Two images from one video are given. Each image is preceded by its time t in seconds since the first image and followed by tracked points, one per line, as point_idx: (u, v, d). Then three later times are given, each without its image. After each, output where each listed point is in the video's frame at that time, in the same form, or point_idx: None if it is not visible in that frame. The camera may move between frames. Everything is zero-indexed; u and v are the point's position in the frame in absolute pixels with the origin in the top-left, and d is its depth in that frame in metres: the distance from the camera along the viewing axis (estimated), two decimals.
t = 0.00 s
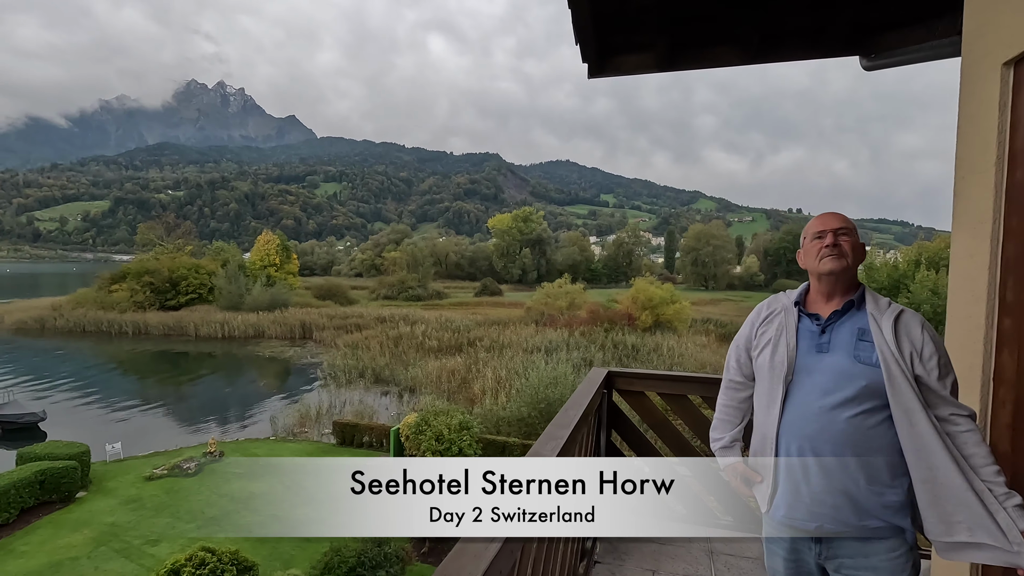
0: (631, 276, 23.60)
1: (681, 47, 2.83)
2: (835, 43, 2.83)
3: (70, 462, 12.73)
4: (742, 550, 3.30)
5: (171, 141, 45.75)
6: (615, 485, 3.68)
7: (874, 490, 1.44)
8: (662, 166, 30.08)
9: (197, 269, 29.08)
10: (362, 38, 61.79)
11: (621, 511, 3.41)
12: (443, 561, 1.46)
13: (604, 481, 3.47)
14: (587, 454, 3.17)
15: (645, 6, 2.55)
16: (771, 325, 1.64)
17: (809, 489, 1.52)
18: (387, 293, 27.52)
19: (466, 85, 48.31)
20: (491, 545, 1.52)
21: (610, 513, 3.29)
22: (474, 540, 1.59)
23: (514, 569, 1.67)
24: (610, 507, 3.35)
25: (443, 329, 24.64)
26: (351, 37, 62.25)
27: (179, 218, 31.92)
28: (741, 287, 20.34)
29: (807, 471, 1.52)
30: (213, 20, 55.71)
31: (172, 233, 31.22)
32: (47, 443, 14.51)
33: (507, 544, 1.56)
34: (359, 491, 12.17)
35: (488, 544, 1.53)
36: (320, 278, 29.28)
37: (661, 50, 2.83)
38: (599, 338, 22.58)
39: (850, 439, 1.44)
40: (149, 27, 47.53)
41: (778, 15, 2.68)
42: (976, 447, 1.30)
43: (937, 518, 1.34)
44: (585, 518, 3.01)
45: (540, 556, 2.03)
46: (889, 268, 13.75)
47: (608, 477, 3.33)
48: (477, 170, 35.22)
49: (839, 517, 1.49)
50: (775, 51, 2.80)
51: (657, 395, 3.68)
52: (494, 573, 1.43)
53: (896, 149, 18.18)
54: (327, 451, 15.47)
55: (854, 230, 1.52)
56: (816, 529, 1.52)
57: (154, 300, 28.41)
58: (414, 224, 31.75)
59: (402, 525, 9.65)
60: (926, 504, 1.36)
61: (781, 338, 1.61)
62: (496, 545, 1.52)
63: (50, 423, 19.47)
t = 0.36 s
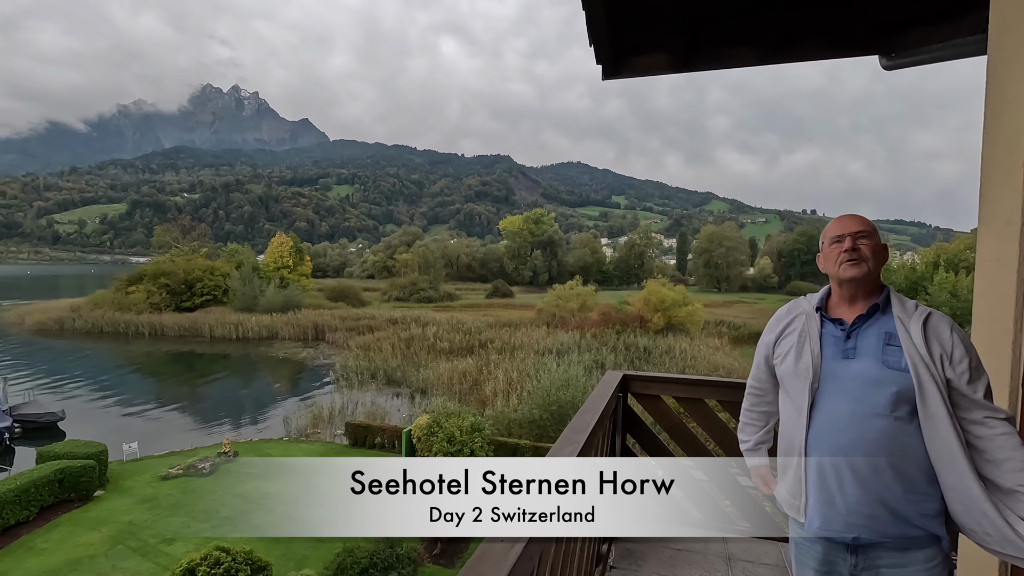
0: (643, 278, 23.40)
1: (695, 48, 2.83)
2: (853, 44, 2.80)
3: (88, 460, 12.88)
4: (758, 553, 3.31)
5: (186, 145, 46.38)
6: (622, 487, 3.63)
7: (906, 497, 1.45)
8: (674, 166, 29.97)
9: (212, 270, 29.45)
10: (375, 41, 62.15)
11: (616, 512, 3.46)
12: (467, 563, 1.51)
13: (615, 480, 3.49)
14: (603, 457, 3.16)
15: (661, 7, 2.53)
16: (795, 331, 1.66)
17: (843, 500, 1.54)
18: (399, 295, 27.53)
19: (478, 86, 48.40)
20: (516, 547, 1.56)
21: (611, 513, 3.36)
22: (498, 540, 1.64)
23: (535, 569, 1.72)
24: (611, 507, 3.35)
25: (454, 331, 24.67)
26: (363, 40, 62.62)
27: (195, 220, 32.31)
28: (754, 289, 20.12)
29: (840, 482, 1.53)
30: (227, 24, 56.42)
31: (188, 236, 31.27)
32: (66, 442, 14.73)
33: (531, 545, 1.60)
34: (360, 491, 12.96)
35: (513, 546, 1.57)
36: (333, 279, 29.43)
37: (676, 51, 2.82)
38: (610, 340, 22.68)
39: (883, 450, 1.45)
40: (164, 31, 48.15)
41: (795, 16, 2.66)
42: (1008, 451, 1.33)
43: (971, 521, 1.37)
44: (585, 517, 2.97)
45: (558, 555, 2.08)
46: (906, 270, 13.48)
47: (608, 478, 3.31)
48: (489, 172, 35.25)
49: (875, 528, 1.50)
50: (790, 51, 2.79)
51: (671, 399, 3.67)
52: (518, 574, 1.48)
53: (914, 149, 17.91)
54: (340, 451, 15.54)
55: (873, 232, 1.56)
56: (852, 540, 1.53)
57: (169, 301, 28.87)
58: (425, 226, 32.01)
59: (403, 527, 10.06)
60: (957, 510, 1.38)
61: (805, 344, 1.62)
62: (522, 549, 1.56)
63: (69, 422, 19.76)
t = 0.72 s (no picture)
0: (656, 280, 23.25)
1: (712, 47, 2.77)
2: (872, 44, 2.73)
3: (107, 458, 13.11)
4: (773, 555, 3.30)
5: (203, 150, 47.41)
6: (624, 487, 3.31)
7: (917, 507, 1.47)
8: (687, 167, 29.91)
9: (227, 272, 30.08)
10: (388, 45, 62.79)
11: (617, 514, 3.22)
12: (488, 563, 1.53)
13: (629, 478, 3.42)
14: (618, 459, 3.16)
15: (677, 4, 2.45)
16: (814, 337, 1.68)
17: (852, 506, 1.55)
18: (411, 296, 27.65)
19: (490, 88, 48.68)
20: (536, 546, 1.59)
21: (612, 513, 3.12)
22: (518, 539, 1.66)
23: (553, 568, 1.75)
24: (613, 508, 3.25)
25: (466, 332, 24.65)
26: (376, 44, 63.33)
27: (211, 222, 33.62)
28: (768, 290, 19.95)
29: (850, 488, 1.55)
30: (243, 30, 57.49)
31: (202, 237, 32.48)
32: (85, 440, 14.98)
33: (551, 545, 1.63)
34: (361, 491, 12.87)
35: (534, 545, 1.60)
36: (346, 281, 29.67)
37: (690, 52, 2.77)
38: (623, 342, 22.53)
39: (893, 455, 1.47)
40: (182, 37, 49.20)
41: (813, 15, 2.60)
42: (1011, 463, 1.32)
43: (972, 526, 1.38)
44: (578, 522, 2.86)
45: (576, 557, 2.09)
46: (925, 271, 13.22)
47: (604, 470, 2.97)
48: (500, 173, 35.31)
49: (885, 535, 1.50)
50: (810, 50, 2.71)
51: (688, 402, 3.64)
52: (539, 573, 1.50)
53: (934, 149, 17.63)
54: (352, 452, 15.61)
55: (891, 234, 1.54)
56: (862, 545, 1.55)
57: (186, 302, 29.37)
58: (438, 227, 32.49)
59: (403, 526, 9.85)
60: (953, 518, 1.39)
61: (822, 351, 1.65)
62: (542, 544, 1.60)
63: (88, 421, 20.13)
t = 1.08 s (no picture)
0: (669, 281, 23.11)
1: (730, 49, 2.76)
2: (889, 42, 2.71)
3: (126, 456, 13.35)
4: (789, 560, 3.27)
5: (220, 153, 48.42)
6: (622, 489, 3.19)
7: (910, 516, 1.66)
8: (700, 168, 29.88)
9: (243, 274, 30.50)
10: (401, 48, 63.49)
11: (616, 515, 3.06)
12: (509, 561, 1.55)
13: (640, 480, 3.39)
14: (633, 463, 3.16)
15: (691, 8, 2.49)
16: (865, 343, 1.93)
17: (856, 505, 1.79)
18: (423, 297, 27.77)
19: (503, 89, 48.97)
20: (556, 545, 1.61)
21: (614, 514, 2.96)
22: (540, 540, 1.68)
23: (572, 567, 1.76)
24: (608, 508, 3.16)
25: (478, 334, 24.69)
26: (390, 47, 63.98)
27: (226, 223, 34.62)
28: (783, 292, 19.75)
29: (850, 489, 1.82)
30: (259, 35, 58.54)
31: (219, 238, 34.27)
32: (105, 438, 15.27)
33: (569, 546, 1.63)
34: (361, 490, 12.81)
35: (554, 543, 1.63)
36: (359, 282, 29.93)
37: (706, 53, 2.79)
38: (635, 344, 22.49)
39: (885, 462, 1.69)
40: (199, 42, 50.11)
41: (825, 15, 2.61)
42: (1002, 509, 1.36)
43: (962, 549, 1.50)
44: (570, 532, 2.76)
45: (592, 559, 2.09)
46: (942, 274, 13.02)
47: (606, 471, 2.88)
48: (512, 175, 35.52)
49: (881, 535, 1.72)
50: (828, 53, 2.69)
51: (703, 405, 3.61)
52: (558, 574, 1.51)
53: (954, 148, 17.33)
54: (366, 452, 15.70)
55: (928, 242, 1.61)
56: (863, 541, 1.78)
57: (201, 302, 29.94)
58: (450, 228, 32.87)
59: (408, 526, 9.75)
60: (932, 537, 1.53)
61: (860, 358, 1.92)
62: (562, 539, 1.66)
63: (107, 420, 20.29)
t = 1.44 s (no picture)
0: (682, 282, 23.07)
1: (746, 49, 2.71)
2: (910, 41, 2.64)
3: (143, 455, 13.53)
4: (810, 565, 3.23)
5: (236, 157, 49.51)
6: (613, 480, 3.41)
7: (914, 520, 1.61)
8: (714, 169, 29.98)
9: (258, 274, 31.38)
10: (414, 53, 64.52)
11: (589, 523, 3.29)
12: (529, 562, 1.54)
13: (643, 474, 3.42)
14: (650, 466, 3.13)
15: (708, 8, 2.46)
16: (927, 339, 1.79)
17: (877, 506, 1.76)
18: (435, 298, 28.10)
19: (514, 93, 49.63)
20: (575, 545, 1.62)
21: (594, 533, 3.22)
22: (560, 540, 1.69)
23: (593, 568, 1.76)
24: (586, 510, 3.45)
25: (490, 334, 24.65)
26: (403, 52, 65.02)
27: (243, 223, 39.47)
28: (799, 294, 19.58)
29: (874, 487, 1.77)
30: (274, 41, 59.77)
31: (235, 238, 35.92)
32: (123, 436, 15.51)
33: (590, 548, 1.63)
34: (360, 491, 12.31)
35: (573, 543, 1.63)
36: (372, 283, 30.58)
37: (722, 54, 2.75)
38: (648, 346, 21.93)
39: (895, 465, 1.64)
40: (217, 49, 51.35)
41: (844, 12, 2.55)
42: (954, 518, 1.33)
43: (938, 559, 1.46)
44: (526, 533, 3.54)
45: (611, 560, 2.09)
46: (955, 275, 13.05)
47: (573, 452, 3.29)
48: (523, 178, 38.53)
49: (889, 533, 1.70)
50: (846, 52, 2.63)
51: (720, 406, 3.57)
52: (580, 574, 1.52)
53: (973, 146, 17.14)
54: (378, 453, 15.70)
55: (968, 243, 1.46)
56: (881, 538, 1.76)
57: (217, 303, 30.72)
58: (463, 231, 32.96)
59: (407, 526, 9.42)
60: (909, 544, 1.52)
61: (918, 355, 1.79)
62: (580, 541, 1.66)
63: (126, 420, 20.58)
